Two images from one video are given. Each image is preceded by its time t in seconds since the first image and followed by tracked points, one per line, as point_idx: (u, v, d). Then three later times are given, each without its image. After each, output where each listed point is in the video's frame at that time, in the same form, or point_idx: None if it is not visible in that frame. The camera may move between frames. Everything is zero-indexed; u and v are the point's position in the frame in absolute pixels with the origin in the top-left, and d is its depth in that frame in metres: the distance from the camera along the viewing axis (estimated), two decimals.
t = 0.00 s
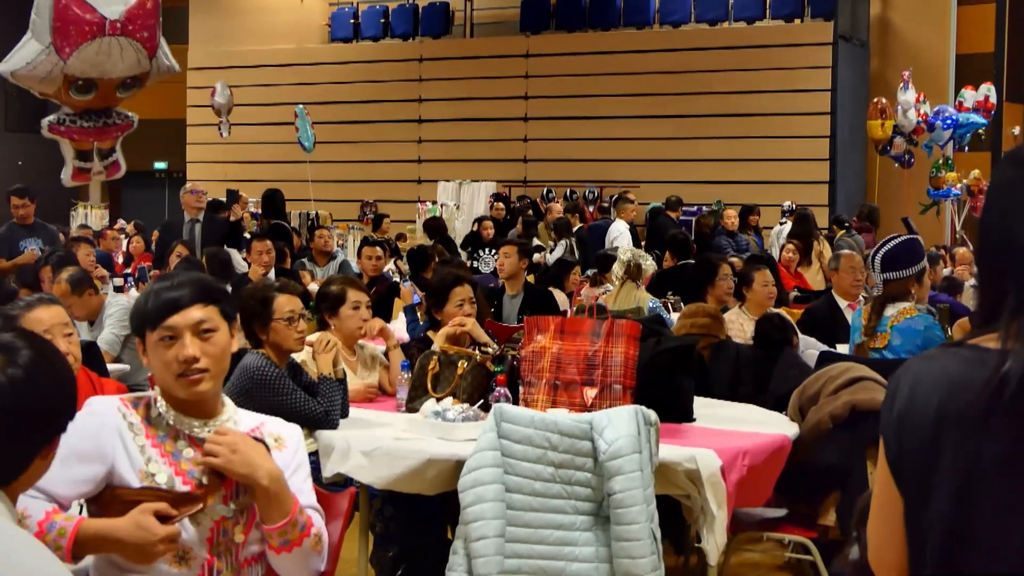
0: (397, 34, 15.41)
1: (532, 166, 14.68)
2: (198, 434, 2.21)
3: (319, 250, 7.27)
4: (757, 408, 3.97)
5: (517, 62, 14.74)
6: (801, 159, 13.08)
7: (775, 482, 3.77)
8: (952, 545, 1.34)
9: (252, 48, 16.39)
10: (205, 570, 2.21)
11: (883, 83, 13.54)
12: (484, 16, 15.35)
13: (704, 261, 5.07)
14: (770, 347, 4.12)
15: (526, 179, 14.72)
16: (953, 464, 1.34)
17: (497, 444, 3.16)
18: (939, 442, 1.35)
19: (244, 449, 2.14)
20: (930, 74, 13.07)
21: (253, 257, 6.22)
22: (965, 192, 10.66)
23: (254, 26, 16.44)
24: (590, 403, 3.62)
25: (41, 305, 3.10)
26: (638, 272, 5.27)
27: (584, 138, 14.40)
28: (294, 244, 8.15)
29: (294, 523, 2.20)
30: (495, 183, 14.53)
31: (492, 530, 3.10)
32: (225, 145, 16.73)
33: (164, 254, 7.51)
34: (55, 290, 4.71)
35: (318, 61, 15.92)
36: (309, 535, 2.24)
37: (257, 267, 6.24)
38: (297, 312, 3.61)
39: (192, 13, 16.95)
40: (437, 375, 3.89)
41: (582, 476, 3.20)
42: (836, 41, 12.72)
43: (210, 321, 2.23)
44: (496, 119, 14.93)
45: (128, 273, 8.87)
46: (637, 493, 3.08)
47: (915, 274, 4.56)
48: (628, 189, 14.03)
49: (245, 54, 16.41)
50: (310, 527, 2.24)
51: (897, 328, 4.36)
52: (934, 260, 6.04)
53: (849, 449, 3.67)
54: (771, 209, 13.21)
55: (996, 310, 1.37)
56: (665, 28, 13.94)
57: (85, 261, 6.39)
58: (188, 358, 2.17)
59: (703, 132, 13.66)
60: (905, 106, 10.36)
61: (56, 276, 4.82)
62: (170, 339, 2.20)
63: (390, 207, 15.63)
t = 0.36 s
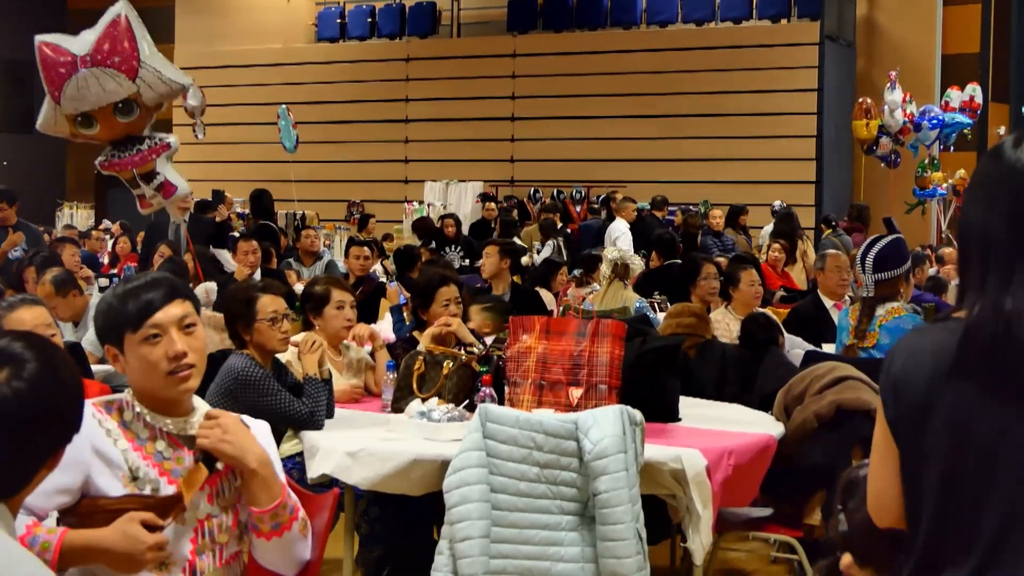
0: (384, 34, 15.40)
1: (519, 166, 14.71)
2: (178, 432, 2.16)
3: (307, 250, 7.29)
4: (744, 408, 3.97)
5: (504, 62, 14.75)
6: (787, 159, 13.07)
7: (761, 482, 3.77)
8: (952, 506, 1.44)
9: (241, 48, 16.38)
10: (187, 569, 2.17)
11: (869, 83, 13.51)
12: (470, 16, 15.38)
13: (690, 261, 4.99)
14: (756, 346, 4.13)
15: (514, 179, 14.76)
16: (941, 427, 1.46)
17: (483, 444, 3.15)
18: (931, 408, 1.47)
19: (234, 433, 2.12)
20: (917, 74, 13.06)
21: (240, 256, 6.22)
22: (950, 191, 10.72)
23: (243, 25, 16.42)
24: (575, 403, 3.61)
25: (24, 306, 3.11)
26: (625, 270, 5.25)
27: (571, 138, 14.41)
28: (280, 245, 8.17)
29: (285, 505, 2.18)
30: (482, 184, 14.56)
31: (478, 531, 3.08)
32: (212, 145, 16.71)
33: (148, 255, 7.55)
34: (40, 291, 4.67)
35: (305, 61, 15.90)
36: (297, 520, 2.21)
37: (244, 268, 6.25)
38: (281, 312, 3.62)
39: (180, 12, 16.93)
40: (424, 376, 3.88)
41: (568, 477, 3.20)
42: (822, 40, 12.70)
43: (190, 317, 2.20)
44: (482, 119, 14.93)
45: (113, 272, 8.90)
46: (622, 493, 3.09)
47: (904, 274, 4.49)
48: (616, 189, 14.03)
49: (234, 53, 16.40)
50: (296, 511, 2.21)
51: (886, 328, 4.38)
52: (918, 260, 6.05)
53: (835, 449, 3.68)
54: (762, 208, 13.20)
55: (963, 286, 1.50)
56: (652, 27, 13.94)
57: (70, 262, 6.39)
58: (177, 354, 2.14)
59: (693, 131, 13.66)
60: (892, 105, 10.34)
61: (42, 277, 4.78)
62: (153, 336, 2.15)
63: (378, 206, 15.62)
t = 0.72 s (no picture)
0: (368, 33, 15.42)
1: (503, 165, 14.69)
2: (152, 436, 2.09)
3: (290, 249, 7.30)
4: (726, 406, 3.97)
5: (488, 60, 14.76)
6: (772, 158, 13.05)
7: (744, 479, 3.77)
8: (979, 472, 1.65)
9: (226, 47, 16.35)
10: None
11: (852, 82, 13.42)
12: (454, 15, 15.42)
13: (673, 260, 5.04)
14: (739, 344, 4.15)
15: (498, 177, 14.74)
16: (973, 406, 1.65)
17: (465, 443, 3.14)
18: (965, 388, 1.66)
19: (219, 438, 2.04)
20: (900, 75, 13.00)
21: (223, 255, 6.23)
22: (933, 190, 10.77)
23: (229, 25, 16.41)
24: (559, 402, 3.61)
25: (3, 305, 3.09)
26: (610, 269, 5.29)
27: (555, 136, 14.40)
28: (264, 244, 8.20)
29: (270, 509, 2.12)
30: (466, 182, 14.53)
31: (460, 529, 3.06)
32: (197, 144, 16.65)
33: (128, 254, 7.56)
34: (22, 290, 4.68)
35: (290, 60, 15.87)
36: (279, 523, 2.14)
37: (227, 266, 6.26)
38: (267, 310, 3.60)
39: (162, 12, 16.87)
40: (407, 374, 3.89)
41: (551, 475, 3.19)
42: (806, 40, 12.72)
43: (162, 311, 2.12)
44: (466, 118, 14.95)
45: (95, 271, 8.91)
46: (605, 491, 3.08)
47: (888, 267, 4.60)
48: (601, 187, 14.01)
49: (219, 52, 16.36)
50: (279, 515, 2.15)
51: (869, 326, 4.38)
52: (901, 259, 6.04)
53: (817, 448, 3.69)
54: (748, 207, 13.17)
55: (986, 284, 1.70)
56: (636, 26, 13.96)
57: (53, 260, 6.38)
58: (150, 345, 2.06)
59: (679, 130, 13.66)
60: (876, 104, 10.21)
61: (23, 277, 4.80)
62: (125, 330, 2.06)
63: (362, 206, 15.59)
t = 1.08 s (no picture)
0: (349, 30, 15.42)
1: (485, 162, 14.66)
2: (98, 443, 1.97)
3: (271, 246, 7.33)
4: (708, 402, 3.98)
5: (470, 57, 14.74)
6: (756, 155, 13.06)
7: (725, 475, 3.76)
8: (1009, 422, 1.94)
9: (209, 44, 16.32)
10: None
11: (834, 79, 13.54)
12: (435, 12, 15.42)
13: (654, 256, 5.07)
14: (720, 341, 4.13)
15: (479, 175, 14.71)
16: (994, 384, 1.94)
17: (445, 440, 3.13)
18: (987, 354, 1.95)
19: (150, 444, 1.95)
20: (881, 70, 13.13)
21: (202, 254, 6.25)
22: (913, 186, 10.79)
23: (214, 23, 16.41)
24: (539, 398, 3.61)
25: None
26: (593, 267, 5.29)
27: (537, 133, 14.38)
28: (246, 242, 8.24)
29: (210, 512, 2.02)
30: (448, 179, 14.49)
31: (441, 526, 3.06)
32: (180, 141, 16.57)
33: (107, 253, 7.56)
34: (1, 288, 4.67)
35: (273, 57, 15.82)
36: (230, 519, 2.06)
37: (207, 264, 6.27)
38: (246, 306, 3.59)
39: (145, 10, 16.83)
40: (387, 371, 3.89)
41: (531, 472, 3.18)
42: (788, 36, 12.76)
43: (116, 321, 2.07)
44: (447, 115, 14.92)
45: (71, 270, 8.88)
46: (585, 488, 3.08)
47: (869, 264, 4.62)
48: (582, 185, 13.98)
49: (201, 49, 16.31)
50: (229, 510, 2.07)
51: (848, 322, 4.41)
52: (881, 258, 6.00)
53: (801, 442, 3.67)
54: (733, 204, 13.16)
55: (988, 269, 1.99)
56: (617, 24, 13.99)
57: (31, 259, 6.37)
58: (94, 355, 2.01)
59: (663, 127, 13.65)
60: (858, 101, 10.23)
61: None
62: (73, 338, 2.04)
63: (344, 204, 15.54)
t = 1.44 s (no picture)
0: (330, 26, 15.39)
1: (466, 158, 14.68)
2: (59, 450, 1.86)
3: (252, 243, 7.33)
4: (688, 398, 3.99)
5: (451, 53, 14.74)
6: (737, 151, 13.07)
7: (705, 471, 3.77)
8: (985, 419, 2.01)
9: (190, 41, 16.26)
10: None
11: (813, 75, 13.44)
12: (417, 8, 15.40)
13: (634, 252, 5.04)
14: (700, 337, 4.14)
15: (461, 172, 14.73)
16: (973, 382, 2.02)
17: (426, 437, 3.11)
18: (966, 354, 2.04)
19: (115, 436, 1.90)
20: (861, 65, 13.08)
21: (183, 250, 6.25)
22: (893, 182, 10.84)
23: (196, 19, 16.37)
24: (520, 395, 3.61)
25: None
26: (573, 264, 5.28)
27: (518, 129, 14.39)
28: (228, 238, 8.26)
29: (179, 502, 1.98)
30: (429, 176, 14.51)
31: (422, 523, 3.05)
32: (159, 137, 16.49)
33: (86, 251, 7.57)
34: None
35: (255, 53, 15.79)
36: (200, 509, 2.03)
37: (188, 260, 6.27)
38: (225, 304, 3.58)
39: (125, 6, 16.77)
40: (368, 368, 3.88)
41: (512, 468, 3.18)
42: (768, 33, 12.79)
43: (30, 328, 1.94)
44: (428, 111, 14.92)
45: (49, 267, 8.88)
46: (566, 485, 3.08)
47: (849, 262, 4.67)
48: (564, 181, 14.00)
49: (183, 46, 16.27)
50: (198, 500, 2.04)
51: (828, 318, 4.41)
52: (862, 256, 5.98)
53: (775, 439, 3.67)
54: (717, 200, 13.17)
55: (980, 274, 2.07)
56: (597, 19, 13.98)
57: (11, 256, 6.36)
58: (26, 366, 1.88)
59: (645, 124, 13.66)
60: (839, 98, 10.26)
61: None
62: None
63: (326, 199, 15.52)
